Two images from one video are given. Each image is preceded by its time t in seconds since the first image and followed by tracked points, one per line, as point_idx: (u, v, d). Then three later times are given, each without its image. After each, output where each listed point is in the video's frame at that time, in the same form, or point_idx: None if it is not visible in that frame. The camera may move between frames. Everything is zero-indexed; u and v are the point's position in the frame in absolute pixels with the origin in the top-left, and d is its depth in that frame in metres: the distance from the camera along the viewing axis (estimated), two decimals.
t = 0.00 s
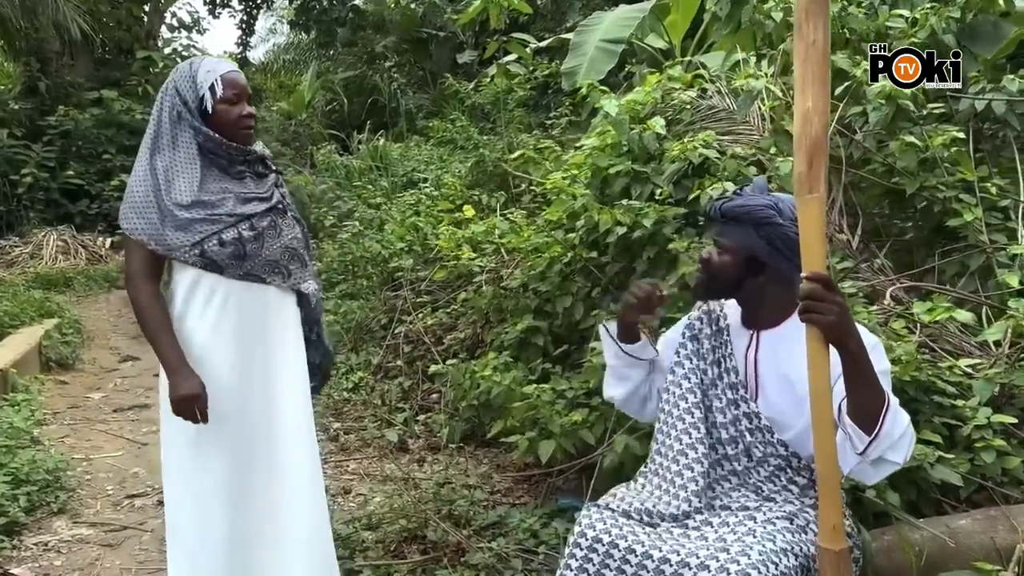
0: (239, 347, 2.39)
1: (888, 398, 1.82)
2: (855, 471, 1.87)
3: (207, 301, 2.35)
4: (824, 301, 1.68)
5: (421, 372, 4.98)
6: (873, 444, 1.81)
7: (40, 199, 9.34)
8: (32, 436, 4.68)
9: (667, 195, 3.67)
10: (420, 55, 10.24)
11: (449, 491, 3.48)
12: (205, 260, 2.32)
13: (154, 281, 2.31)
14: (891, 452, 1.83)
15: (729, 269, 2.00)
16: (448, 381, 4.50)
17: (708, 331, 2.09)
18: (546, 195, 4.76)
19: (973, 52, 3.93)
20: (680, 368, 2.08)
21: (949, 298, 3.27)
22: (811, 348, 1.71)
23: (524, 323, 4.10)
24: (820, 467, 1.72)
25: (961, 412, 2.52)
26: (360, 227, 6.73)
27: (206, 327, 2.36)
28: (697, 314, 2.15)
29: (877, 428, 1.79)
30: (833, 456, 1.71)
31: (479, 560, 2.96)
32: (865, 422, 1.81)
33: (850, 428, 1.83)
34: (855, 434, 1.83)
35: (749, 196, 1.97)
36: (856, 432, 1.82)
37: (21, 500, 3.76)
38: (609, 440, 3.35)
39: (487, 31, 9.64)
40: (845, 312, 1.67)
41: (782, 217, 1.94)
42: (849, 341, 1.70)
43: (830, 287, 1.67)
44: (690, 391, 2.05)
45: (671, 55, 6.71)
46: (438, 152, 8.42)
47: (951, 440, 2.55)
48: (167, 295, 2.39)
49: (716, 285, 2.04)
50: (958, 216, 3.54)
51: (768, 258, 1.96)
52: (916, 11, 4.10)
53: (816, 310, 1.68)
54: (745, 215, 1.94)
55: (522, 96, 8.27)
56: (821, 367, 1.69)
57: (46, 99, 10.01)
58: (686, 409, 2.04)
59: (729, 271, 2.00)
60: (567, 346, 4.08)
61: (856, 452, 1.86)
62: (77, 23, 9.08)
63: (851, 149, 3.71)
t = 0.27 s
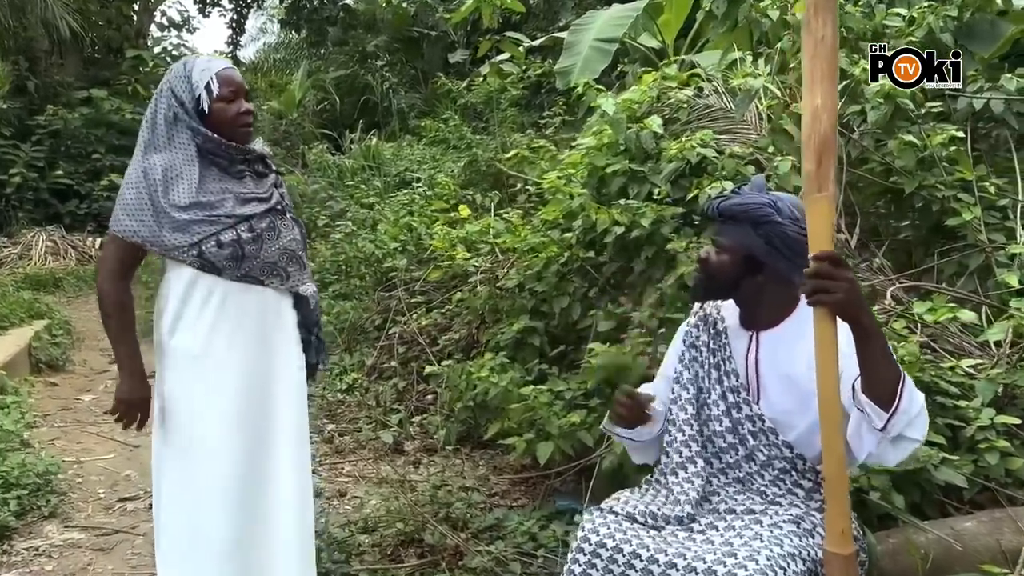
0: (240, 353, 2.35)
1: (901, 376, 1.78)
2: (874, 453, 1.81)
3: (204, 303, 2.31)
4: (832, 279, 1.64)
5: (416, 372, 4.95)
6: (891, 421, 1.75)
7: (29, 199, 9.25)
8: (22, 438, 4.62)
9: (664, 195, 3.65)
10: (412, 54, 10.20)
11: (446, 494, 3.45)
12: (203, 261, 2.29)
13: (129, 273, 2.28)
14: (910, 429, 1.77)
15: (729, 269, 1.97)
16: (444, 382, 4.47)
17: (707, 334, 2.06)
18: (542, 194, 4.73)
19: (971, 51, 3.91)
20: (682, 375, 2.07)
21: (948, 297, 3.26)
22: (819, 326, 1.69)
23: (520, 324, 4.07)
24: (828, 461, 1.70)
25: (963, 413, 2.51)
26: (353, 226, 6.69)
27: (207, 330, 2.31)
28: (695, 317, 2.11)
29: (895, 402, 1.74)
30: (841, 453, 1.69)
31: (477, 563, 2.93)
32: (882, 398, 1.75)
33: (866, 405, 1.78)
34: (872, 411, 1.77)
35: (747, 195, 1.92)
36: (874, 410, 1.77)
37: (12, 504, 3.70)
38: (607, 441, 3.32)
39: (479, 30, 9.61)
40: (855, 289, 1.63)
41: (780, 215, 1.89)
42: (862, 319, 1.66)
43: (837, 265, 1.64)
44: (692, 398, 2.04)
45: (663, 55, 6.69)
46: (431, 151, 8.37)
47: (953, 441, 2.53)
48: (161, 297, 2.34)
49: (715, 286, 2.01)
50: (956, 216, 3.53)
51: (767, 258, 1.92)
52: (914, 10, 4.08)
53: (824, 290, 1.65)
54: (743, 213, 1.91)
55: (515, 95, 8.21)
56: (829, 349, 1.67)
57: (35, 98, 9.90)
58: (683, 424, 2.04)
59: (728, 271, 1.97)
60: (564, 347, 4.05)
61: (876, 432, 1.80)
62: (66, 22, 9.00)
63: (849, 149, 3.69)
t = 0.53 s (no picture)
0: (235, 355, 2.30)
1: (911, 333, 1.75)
2: (885, 417, 1.77)
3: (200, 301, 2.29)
4: (845, 232, 1.63)
5: (412, 374, 4.91)
6: (902, 378, 1.73)
7: (19, 200, 9.16)
8: (13, 443, 4.56)
9: (662, 195, 3.63)
10: (404, 54, 10.16)
11: (444, 497, 3.42)
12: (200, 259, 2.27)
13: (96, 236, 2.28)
14: (920, 390, 1.74)
15: (731, 272, 1.92)
16: (440, 384, 4.44)
17: (708, 340, 2.00)
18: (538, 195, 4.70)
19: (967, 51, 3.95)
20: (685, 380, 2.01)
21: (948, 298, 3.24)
22: (835, 319, 1.65)
23: (517, 326, 4.04)
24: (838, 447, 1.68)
25: (966, 415, 2.49)
26: (347, 227, 6.64)
27: (202, 330, 2.28)
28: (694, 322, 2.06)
29: (906, 358, 1.71)
30: (852, 454, 1.67)
31: (477, 568, 2.90)
32: (891, 358, 1.72)
33: (873, 363, 1.75)
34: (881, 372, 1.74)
35: (748, 196, 1.89)
36: (882, 369, 1.74)
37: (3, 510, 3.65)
38: (607, 444, 3.30)
39: (472, 31, 9.58)
40: (866, 243, 1.63)
41: (783, 218, 1.85)
42: (872, 268, 1.65)
43: (851, 217, 1.63)
44: (694, 405, 1.99)
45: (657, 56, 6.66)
46: (424, 151, 8.33)
47: (957, 443, 2.52)
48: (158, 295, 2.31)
49: (716, 289, 1.95)
50: (955, 216, 3.52)
51: (770, 259, 1.89)
52: (911, 10, 4.08)
53: (836, 242, 1.64)
54: (745, 216, 1.87)
55: (509, 95, 8.09)
56: (842, 296, 1.63)
57: (24, 99, 9.78)
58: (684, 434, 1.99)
59: (731, 274, 1.92)
60: (562, 348, 4.03)
61: (886, 396, 1.76)
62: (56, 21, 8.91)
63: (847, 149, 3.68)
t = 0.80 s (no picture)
0: (217, 366, 2.29)
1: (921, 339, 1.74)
2: (891, 423, 1.75)
3: (193, 316, 2.27)
4: (854, 236, 1.61)
5: (407, 377, 4.88)
6: (911, 383, 1.70)
7: (9, 203, 9.10)
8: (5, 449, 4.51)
9: (660, 197, 3.62)
10: (397, 55, 10.12)
11: (443, 502, 3.39)
12: (199, 277, 2.23)
13: (110, 274, 2.22)
14: (929, 396, 1.72)
15: (736, 277, 1.90)
16: (436, 388, 4.41)
17: (711, 344, 1.99)
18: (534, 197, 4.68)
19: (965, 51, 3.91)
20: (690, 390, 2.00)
21: (948, 299, 3.23)
22: (844, 326, 1.65)
23: (515, 328, 4.01)
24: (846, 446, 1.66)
25: (969, 418, 2.48)
26: (341, 229, 6.60)
27: (187, 341, 2.27)
28: (699, 325, 2.03)
29: (915, 364, 1.69)
30: (861, 459, 1.65)
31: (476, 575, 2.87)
32: (900, 363, 1.70)
33: (881, 367, 1.73)
34: (890, 374, 1.72)
35: (754, 200, 1.87)
36: (890, 373, 1.72)
37: None
38: (606, 448, 3.28)
39: (465, 31, 9.55)
40: (877, 246, 1.61)
41: (789, 222, 1.83)
42: (881, 272, 1.63)
43: (860, 221, 1.61)
44: (699, 408, 1.97)
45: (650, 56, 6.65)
46: (418, 152, 8.30)
47: (959, 447, 2.51)
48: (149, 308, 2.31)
49: (721, 293, 1.93)
50: (954, 217, 3.51)
51: (776, 264, 1.87)
52: (909, 11, 4.07)
53: (846, 247, 1.61)
54: (750, 221, 1.85)
55: (502, 96, 8.12)
56: (851, 299, 1.61)
57: (15, 100, 9.71)
58: (690, 443, 1.98)
59: (736, 278, 1.90)
60: (559, 351, 4.00)
61: (894, 401, 1.74)
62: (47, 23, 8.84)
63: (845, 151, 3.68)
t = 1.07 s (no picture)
0: (203, 377, 2.25)
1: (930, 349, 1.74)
2: (898, 432, 1.73)
3: (186, 326, 2.25)
4: (867, 238, 1.60)
5: (402, 380, 4.84)
6: (918, 393, 1.69)
7: None
8: None
9: (658, 198, 3.61)
10: (390, 56, 10.09)
11: (439, 507, 3.35)
12: (196, 288, 2.24)
13: (101, 273, 2.21)
14: (936, 405, 1.71)
15: (740, 279, 1.88)
16: (432, 390, 4.37)
17: (714, 346, 1.96)
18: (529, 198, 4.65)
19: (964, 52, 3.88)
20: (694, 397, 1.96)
21: (947, 300, 3.22)
22: (856, 328, 1.63)
23: (511, 330, 3.98)
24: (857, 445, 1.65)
25: (971, 421, 2.46)
26: (334, 231, 6.56)
27: (176, 350, 2.25)
28: (699, 329, 2.00)
29: (923, 373, 1.68)
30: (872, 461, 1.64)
31: None
32: (908, 371, 1.70)
33: (888, 375, 1.72)
34: (898, 384, 1.71)
35: (758, 201, 1.84)
36: (899, 383, 1.71)
37: None
38: (604, 450, 3.25)
39: (458, 32, 9.53)
40: (890, 249, 1.60)
41: (794, 223, 1.80)
42: (895, 277, 1.63)
43: (873, 223, 1.61)
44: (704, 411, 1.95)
45: (644, 57, 6.63)
46: (411, 153, 8.26)
47: (962, 449, 2.49)
48: (145, 316, 2.30)
49: (723, 295, 1.91)
50: (952, 218, 3.49)
51: (780, 266, 1.84)
52: (906, 11, 4.05)
53: (859, 248, 1.61)
54: (755, 221, 1.82)
55: (495, 97, 8.10)
56: (864, 303, 1.61)
57: (5, 102, 9.64)
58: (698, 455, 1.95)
59: (739, 280, 1.88)
60: (556, 353, 3.97)
61: (901, 410, 1.73)
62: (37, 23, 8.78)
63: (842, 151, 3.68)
